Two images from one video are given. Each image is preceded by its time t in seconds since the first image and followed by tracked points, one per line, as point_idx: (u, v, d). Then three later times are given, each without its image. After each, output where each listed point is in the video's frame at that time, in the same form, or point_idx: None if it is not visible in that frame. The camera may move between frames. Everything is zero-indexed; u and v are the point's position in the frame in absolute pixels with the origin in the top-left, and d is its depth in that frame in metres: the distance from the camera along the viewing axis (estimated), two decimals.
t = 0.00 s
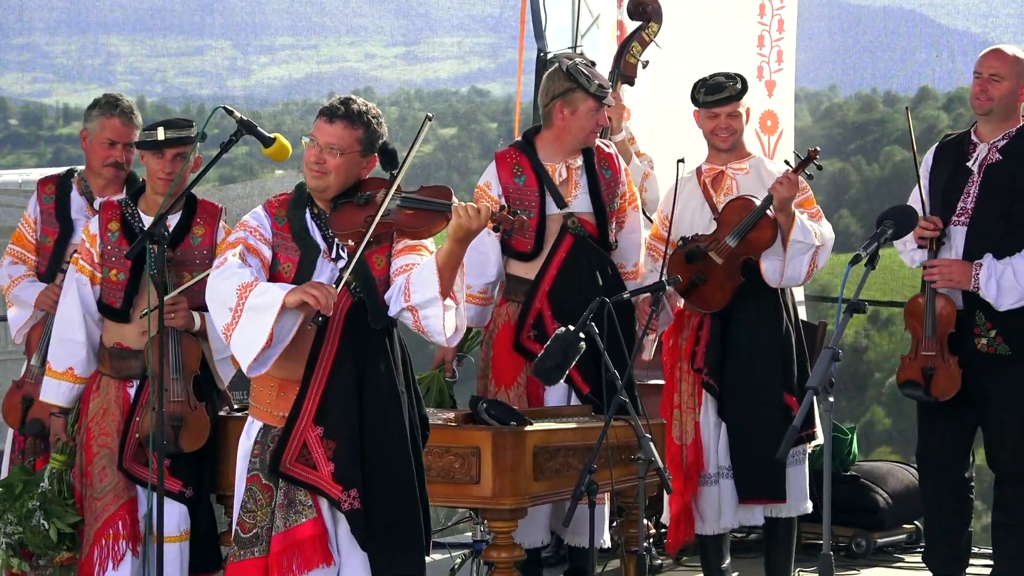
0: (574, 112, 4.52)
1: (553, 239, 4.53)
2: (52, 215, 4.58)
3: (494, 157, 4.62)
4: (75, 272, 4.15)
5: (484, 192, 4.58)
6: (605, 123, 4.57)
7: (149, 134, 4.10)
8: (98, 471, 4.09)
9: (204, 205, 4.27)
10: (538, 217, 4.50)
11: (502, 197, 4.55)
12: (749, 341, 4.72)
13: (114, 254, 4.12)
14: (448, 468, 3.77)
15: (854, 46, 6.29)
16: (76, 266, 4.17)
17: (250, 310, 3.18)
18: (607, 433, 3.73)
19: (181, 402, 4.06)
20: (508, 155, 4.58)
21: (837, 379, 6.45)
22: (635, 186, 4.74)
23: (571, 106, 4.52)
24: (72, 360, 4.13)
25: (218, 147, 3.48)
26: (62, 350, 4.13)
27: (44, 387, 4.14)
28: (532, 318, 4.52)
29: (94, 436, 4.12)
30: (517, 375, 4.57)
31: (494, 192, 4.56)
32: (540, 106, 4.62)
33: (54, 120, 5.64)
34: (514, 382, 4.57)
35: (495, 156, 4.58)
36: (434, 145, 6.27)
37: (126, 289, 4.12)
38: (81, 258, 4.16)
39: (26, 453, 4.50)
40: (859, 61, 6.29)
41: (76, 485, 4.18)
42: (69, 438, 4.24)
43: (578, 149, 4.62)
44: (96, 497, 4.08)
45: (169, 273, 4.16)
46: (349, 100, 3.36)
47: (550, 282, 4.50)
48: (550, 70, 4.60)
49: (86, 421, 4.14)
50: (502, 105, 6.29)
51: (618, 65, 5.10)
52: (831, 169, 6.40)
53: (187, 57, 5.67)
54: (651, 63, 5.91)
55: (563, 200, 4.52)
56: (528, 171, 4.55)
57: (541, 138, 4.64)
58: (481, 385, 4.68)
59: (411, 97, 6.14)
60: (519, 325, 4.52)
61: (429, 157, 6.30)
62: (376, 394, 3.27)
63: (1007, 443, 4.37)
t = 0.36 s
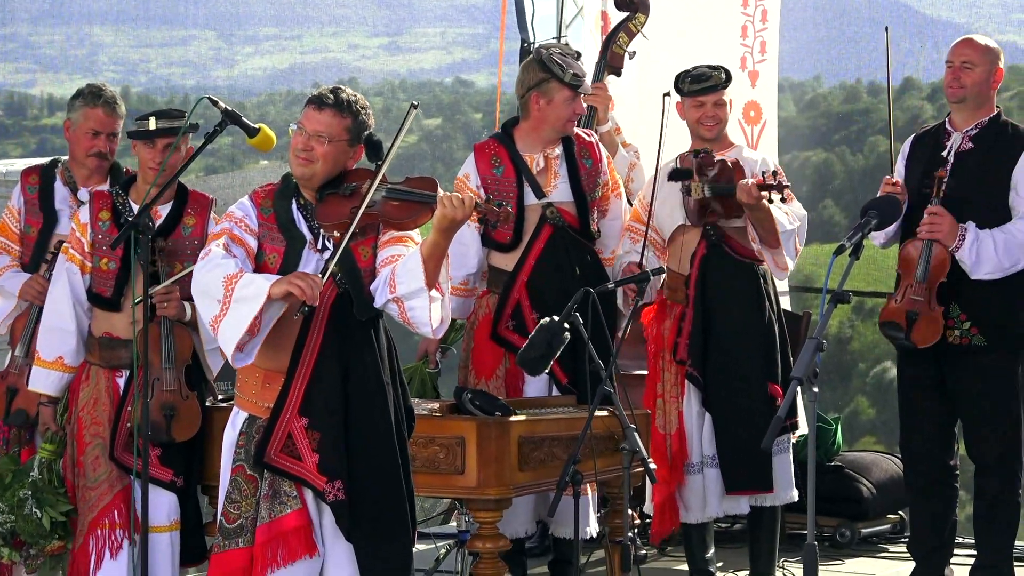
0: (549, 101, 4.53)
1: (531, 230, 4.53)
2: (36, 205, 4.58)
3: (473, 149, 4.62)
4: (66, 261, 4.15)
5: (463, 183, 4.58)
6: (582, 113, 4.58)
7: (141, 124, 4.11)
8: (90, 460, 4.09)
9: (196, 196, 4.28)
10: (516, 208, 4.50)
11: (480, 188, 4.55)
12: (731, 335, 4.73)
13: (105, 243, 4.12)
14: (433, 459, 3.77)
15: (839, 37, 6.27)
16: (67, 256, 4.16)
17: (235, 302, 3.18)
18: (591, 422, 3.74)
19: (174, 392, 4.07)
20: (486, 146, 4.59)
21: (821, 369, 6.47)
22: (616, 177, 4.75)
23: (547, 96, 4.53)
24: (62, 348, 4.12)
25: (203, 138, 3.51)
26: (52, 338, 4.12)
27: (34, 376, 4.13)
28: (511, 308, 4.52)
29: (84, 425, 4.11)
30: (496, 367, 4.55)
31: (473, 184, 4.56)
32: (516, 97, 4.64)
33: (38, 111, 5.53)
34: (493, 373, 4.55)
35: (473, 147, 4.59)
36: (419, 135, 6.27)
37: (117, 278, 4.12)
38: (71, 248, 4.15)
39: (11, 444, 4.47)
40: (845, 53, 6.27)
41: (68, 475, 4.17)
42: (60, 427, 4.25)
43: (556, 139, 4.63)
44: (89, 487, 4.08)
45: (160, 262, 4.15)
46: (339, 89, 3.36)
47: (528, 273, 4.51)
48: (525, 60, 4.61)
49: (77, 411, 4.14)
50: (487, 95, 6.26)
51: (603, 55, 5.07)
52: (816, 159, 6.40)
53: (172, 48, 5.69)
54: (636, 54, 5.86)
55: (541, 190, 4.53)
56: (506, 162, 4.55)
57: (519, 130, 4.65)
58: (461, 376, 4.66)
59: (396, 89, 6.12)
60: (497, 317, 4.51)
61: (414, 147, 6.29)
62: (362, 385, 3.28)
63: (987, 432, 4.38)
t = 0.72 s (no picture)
0: (539, 91, 4.52)
1: (520, 220, 4.54)
2: (25, 197, 4.57)
3: (465, 138, 4.65)
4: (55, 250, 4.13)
5: (455, 171, 4.62)
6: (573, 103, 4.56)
7: (136, 117, 4.13)
8: (78, 451, 4.09)
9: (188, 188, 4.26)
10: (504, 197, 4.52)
11: (471, 176, 4.58)
12: (718, 332, 4.74)
13: (96, 233, 4.11)
14: (423, 451, 3.78)
15: (827, 28, 6.29)
16: (56, 245, 4.15)
17: (228, 296, 3.17)
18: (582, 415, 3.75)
19: (164, 383, 4.07)
20: (479, 135, 4.61)
21: (811, 361, 6.49)
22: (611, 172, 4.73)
23: (538, 86, 4.52)
24: (48, 337, 4.11)
25: (194, 129, 3.52)
26: (39, 327, 4.11)
27: (20, 364, 4.12)
28: (497, 298, 4.52)
29: (73, 417, 4.12)
30: (481, 356, 4.58)
31: (464, 172, 4.59)
32: (510, 87, 4.65)
33: (27, 103, 5.64)
34: (477, 364, 4.58)
35: (466, 136, 4.61)
36: (410, 127, 6.26)
37: (107, 269, 4.11)
38: (61, 237, 4.14)
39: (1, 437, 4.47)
40: (835, 44, 6.28)
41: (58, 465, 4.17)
42: (48, 417, 4.23)
43: (550, 130, 4.62)
44: (78, 478, 4.09)
45: (151, 254, 4.14)
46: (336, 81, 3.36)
47: (514, 263, 4.51)
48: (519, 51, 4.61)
49: (65, 403, 4.14)
50: (478, 88, 6.25)
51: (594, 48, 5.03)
52: (805, 151, 6.43)
53: (163, 39, 5.71)
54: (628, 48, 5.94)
55: (530, 180, 4.53)
56: (497, 152, 4.57)
57: (513, 120, 4.66)
58: (448, 366, 4.68)
59: (386, 80, 6.15)
60: (481, 306, 4.52)
61: (405, 140, 6.26)
62: (354, 376, 3.28)
63: (974, 424, 4.39)
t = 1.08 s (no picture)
0: (538, 84, 4.52)
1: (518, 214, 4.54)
2: (19, 191, 4.58)
3: (469, 131, 4.66)
4: (54, 247, 4.14)
5: (456, 163, 4.62)
6: (572, 97, 4.55)
7: (133, 113, 4.13)
8: (79, 447, 4.09)
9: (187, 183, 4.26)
10: (502, 190, 4.52)
11: (471, 169, 4.58)
12: (721, 331, 4.74)
13: (95, 230, 4.11)
14: (422, 446, 3.77)
15: (825, 23, 6.29)
16: (55, 242, 4.15)
17: (236, 300, 3.16)
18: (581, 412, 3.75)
19: (163, 379, 4.06)
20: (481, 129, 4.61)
21: (810, 357, 6.48)
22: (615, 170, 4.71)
23: (535, 79, 4.52)
24: (49, 334, 4.12)
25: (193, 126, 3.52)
26: (39, 325, 4.12)
27: (20, 362, 4.13)
28: (491, 291, 4.54)
29: (73, 413, 4.11)
30: (475, 349, 4.57)
31: (465, 165, 4.59)
32: (511, 80, 4.64)
33: (26, 99, 5.65)
34: (470, 356, 4.57)
35: (469, 130, 4.62)
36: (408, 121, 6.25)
37: (106, 265, 4.11)
38: (60, 234, 4.14)
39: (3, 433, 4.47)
40: (832, 39, 6.28)
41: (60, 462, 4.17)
42: (49, 414, 4.29)
43: (551, 125, 4.62)
44: (79, 474, 4.08)
45: (151, 250, 4.15)
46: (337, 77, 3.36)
47: (510, 256, 4.51)
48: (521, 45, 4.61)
49: (65, 400, 4.14)
50: (477, 83, 6.25)
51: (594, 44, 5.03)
52: (805, 147, 6.41)
53: (162, 36, 5.73)
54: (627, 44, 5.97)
55: (529, 174, 4.53)
56: (498, 146, 4.57)
57: (516, 115, 4.66)
58: (443, 358, 4.68)
59: (386, 75, 6.14)
60: (475, 297, 4.53)
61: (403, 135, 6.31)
62: (354, 372, 3.27)
63: (972, 420, 4.39)
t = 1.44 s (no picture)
0: (547, 105, 4.52)
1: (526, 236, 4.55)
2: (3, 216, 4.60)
3: (480, 153, 4.67)
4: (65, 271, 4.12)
5: (467, 184, 4.64)
6: (581, 119, 4.55)
7: (142, 136, 4.12)
8: (88, 471, 4.08)
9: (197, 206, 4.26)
10: (511, 212, 4.55)
11: (482, 190, 4.60)
12: (740, 353, 4.70)
13: (106, 253, 4.11)
14: (432, 470, 3.75)
15: (836, 45, 6.28)
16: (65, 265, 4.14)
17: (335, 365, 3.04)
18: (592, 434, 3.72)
19: (173, 403, 4.07)
20: (492, 150, 4.62)
21: (821, 380, 6.44)
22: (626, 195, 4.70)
23: (546, 100, 4.52)
24: (62, 358, 4.11)
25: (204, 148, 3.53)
26: (51, 349, 4.11)
27: (33, 386, 4.12)
28: (499, 312, 4.53)
29: (84, 437, 4.10)
30: (483, 371, 4.55)
31: (475, 186, 4.61)
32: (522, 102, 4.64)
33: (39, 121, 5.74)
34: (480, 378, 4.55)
35: (480, 151, 4.64)
36: (420, 146, 6.18)
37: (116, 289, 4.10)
38: (71, 256, 4.14)
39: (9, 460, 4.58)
40: (842, 62, 6.27)
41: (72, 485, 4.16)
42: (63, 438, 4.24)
43: (562, 147, 4.62)
44: (89, 497, 4.07)
45: (160, 273, 4.15)
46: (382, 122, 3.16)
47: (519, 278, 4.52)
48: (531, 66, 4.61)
49: (76, 423, 4.12)
50: (485, 105, 6.25)
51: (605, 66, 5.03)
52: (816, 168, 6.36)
53: (172, 58, 5.79)
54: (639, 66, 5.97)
55: (538, 197, 4.54)
56: (508, 167, 4.59)
57: (527, 137, 4.66)
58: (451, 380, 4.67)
59: (395, 97, 6.14)
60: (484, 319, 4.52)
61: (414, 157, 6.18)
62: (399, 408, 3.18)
63: (983, 439, 4.35)
